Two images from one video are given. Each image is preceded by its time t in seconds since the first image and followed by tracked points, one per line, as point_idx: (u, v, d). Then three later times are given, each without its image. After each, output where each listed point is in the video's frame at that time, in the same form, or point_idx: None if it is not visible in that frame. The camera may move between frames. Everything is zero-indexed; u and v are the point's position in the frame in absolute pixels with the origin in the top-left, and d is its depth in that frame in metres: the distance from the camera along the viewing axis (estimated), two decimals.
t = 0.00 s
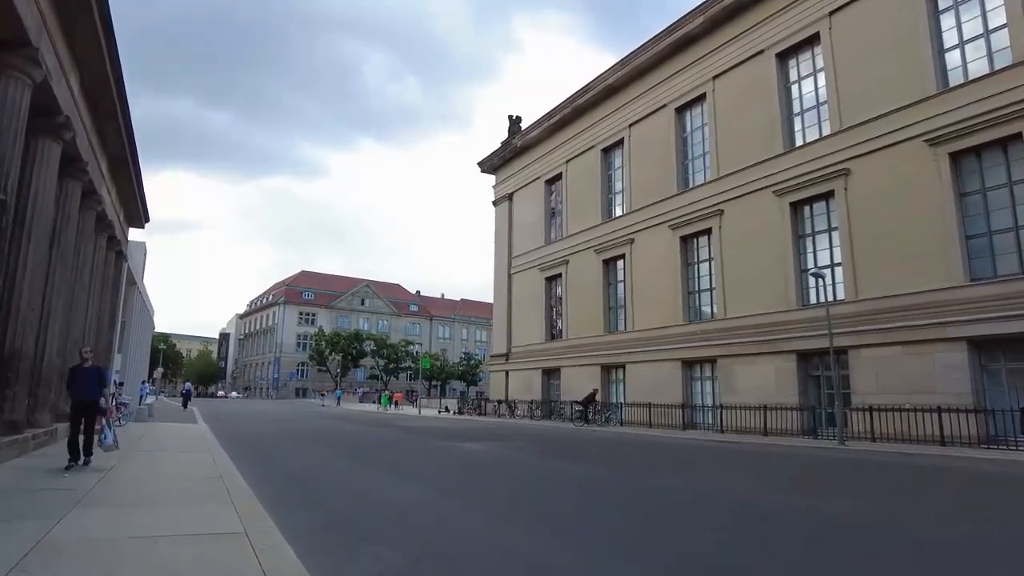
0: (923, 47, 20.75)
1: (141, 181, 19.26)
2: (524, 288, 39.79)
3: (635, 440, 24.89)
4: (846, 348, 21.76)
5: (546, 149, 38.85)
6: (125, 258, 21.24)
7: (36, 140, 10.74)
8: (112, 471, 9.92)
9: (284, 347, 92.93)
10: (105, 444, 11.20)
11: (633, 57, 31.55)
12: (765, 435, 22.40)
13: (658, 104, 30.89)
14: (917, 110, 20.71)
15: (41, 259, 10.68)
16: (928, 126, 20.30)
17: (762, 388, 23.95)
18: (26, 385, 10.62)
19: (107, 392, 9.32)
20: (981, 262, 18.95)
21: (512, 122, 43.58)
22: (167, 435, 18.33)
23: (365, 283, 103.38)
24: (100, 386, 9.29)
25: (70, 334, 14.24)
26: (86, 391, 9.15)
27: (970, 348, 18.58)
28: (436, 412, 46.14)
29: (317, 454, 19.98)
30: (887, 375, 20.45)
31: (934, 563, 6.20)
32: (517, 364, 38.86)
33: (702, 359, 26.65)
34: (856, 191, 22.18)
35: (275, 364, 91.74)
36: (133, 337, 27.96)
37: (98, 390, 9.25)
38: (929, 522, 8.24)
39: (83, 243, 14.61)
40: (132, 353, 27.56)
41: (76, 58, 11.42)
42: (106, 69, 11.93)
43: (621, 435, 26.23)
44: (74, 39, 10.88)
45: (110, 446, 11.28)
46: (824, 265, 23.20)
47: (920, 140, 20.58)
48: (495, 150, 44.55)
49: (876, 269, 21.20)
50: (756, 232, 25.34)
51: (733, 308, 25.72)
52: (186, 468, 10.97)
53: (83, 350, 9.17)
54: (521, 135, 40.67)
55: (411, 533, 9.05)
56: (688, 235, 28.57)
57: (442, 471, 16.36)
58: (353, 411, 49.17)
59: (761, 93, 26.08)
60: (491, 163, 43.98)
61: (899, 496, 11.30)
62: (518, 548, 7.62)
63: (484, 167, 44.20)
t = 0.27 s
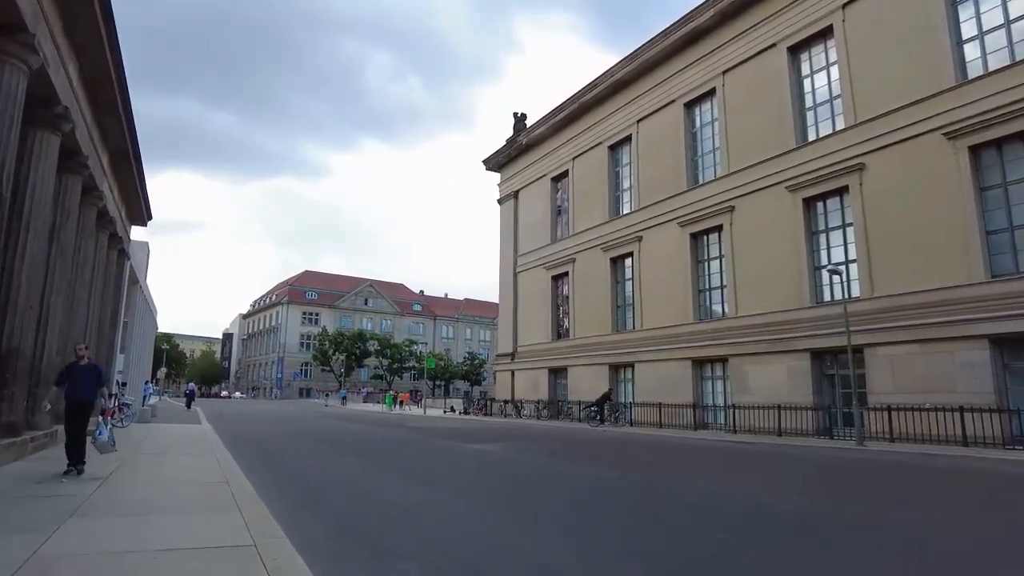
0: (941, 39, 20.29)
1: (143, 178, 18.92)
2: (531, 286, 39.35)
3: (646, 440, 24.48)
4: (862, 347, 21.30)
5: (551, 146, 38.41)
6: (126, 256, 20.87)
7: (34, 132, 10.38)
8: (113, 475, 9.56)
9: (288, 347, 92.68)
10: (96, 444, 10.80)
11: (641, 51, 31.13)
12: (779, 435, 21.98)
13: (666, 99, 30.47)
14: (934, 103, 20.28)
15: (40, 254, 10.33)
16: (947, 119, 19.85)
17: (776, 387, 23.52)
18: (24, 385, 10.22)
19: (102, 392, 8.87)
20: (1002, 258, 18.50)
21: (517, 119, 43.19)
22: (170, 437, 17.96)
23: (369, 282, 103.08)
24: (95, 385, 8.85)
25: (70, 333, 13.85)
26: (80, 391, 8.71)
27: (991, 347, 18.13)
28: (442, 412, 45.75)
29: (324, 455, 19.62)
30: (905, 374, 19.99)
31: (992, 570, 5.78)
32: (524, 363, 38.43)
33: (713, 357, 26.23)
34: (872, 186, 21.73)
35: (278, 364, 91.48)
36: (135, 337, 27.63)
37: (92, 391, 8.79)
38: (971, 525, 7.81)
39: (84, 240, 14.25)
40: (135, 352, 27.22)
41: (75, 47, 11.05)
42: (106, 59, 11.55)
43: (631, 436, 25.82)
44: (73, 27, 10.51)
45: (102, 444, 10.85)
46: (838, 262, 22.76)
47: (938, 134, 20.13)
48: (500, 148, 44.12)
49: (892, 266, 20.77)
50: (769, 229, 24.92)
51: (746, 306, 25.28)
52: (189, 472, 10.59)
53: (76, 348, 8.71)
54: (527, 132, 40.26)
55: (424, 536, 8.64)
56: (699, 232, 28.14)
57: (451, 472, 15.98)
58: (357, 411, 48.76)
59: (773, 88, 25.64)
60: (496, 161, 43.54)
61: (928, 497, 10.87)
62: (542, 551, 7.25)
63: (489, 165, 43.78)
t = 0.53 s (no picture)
0: (966, 28, 19.76)
1: (151, 173, 18.63)
2: (541, 284, 38.95)
3: (662, 440, 24.04)
4: (884, 344, 20.80)
5: (562, 143, 37.98)
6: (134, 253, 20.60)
7: (39, 122, 10.07)
8: (121, 477, 9.20)
9: (296, 346, 92.69)
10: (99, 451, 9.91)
11: (654, 45, 30.67)
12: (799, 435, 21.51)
13: (680, 94, 30.00)
14: (960, 94, 19.74)
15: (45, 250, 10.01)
16: (972, 110, 19.34)
17: (794, 385, 23.07)
18: (28, 384, 9.89)
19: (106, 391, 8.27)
20: None
21: (527, 116, 42.78)
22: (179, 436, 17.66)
23: (376, 281, 102.96)
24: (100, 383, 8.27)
25: (77, 331, 13.55)
26: (83, 390, 8.08)
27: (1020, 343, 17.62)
28: (451, 412, 45.44)
29: (335, 454, 19.28)
30: (929, 372, 19.50)
31: None
32: (534, 362, 38.03)
33: (730, 355, 25.78)
34: (893, 180, 21.22)
35: (287, 363, 91.49)
36: (144, 335, 27.38)
37: (95, 390, 8.17)
38: None
39: (92, 235, 13.95)
40: (144, 351, 26.96)
41: (81, 36, 10.74)
42: (113, 49, 11.23)
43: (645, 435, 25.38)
44: (79, 15, 10.19)
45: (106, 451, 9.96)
46: (858, 258, 22.26)
47: (963, 126, 19.61)
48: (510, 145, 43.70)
49: (916, 262, 20.26)
50: (786, 224, 24.43)
51: (763, 303, 24.82)
52: (199, 473, 10.24)
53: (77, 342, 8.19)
54: (536, 128, 39.84)
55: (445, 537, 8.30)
56: (714, 228, 27.67)
57: (466, 471, 15.62)
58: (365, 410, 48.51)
59: (789, 81, 25.14)
60: (505, 158, 43.11)
61: (966, 497, 10.45)
62: (574, 554, 6.87)
63: (498, 162, 43.36)
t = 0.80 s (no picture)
0: (993, 18, 19.22)
1: (159, 170, 18.34)
2: (553, 283, 38.51)
3: (679, 440, 23.59)
4: (908, 343, 20.26)
5: (574, 140, 37.52)
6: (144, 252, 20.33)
7: (45, 114, 9.74)
8: (129, 481, 8.85)
9: (306, 346, 92.69)
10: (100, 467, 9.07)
11: (668, 40, 30.17)
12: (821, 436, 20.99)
13: (695, 89, 29.50)
14: (990, 85, 19.15)
15: (51, 247, 9.68)
16: (1001, 102, 18.82)
17: (815, 385, 22.55)
18: (34, 384, 9.56)
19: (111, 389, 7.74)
20: None
21: (538, 113, 42.34)
22: (189, 437, 17.36)
23: (385, 281, 102.82)
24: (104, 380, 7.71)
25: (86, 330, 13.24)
26: (87, 388, 7.52)
27: None
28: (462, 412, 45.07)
29: (347, 454, 18.97)
30: (956, 371, 18.94)
31: None
32: (546, 362, 37.60)
33: (748, 355, 25.27)
34: (918, 175, 20.67)
35: (297, 363, 91.50)
36: (154, 335, 27.17)
37: (98, 387, 7.63)
38: None
39: (102, 232, 13.66)
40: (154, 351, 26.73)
41: (87, 26, 10.41)
42: (120, 39, 10.91)
43: (662, 436, 24.91)
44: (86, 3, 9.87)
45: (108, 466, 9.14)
46: (881, 255, 21.72)
47: (991, 118, 19.08)
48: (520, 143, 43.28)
49: (942, 259, 19.72)
50: (806, 221, 23.90)
51: (782, 302, 24.31)
52: (209, 476, 9.88)
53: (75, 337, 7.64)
54: (548, 126, 39.40)
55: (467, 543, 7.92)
56: (731, 225, 27.17)
57: (482, 471, 15.25)
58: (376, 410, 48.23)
59: (808, 74, 24.60)
60: (515, 156, 42.69)
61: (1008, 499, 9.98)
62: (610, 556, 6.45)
63: (509, 160, 42.92)
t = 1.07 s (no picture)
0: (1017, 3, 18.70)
1: (164, 164, 18.02)
2: (562, 280, 38.06)
3: (692, 438, 23.15)
4: (930, 339, 19.74)
5: (583, 135, 37.06)
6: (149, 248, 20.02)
7: (44, 100, 9.41)
8: (131, 483, 8.47)
9: (313, 345, 92.55)
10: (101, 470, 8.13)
11: (679, 32, 29.68)
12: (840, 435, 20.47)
13: (707, 81, 29.01)
14: (1015, 72, 18.64)
15: (51, 237, 9.37)
16: None
17: (832, 382, 22.06)
18: (33, 380, 9.22)
19: (104, 386, 7.18)
20: None
21: (545, 109, 41.88)
22: (196, 436, 17.04)
23: (392, 280, 102.57)
24: (95, 378, 7.15)
25: (89, 327, 12.91)
26: (77, 387, 6.95)
27: None
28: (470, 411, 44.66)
29: (354, 453, 18.61)
30: (980, 367, 18.42)
31: None
32: (555, 360, 37.16)
33: (763, 352, 24.81)
34: (939, 166, 20.15)
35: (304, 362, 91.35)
36: (160, 333, 26.87)
37: (89, 385, 7.06)
38: None
39: (105, 225, 13.35)
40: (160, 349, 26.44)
41: (87, 9, 10.07)
42: (121, 23, 10.56)
43: (675, 434, 24.45)
44: None
45: (110, 467, 8.21)
46: (900, 248, 21.21)
47: (1016, 107, 18.57)
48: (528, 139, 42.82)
49: (966, 252, 19.22)
50: (823, 214, 23.39)
51: (798, 297, 23.81)
52: (215, 477, 9.52)
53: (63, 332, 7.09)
54: (556, 121, 38.94)
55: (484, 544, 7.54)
56: (745, 219, 26.70)
57: (493, 470, 14.88)
58: (383, 409, 47.89)
59: (824, 64, 24.07)
60: (523, 151, 42.24)
61: None
62: (642, 557, 6.06)
63: (517, 157, 42.48)
